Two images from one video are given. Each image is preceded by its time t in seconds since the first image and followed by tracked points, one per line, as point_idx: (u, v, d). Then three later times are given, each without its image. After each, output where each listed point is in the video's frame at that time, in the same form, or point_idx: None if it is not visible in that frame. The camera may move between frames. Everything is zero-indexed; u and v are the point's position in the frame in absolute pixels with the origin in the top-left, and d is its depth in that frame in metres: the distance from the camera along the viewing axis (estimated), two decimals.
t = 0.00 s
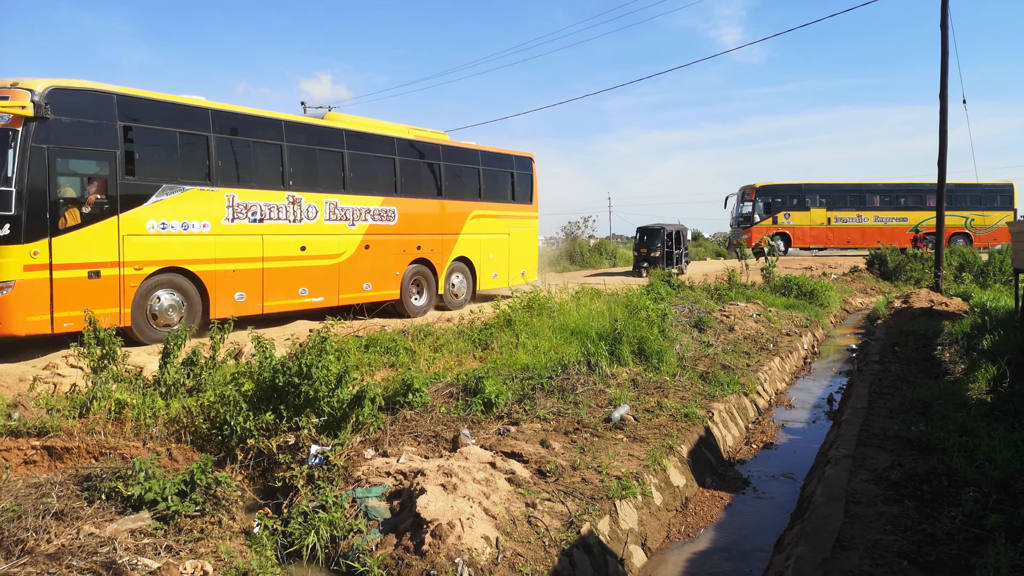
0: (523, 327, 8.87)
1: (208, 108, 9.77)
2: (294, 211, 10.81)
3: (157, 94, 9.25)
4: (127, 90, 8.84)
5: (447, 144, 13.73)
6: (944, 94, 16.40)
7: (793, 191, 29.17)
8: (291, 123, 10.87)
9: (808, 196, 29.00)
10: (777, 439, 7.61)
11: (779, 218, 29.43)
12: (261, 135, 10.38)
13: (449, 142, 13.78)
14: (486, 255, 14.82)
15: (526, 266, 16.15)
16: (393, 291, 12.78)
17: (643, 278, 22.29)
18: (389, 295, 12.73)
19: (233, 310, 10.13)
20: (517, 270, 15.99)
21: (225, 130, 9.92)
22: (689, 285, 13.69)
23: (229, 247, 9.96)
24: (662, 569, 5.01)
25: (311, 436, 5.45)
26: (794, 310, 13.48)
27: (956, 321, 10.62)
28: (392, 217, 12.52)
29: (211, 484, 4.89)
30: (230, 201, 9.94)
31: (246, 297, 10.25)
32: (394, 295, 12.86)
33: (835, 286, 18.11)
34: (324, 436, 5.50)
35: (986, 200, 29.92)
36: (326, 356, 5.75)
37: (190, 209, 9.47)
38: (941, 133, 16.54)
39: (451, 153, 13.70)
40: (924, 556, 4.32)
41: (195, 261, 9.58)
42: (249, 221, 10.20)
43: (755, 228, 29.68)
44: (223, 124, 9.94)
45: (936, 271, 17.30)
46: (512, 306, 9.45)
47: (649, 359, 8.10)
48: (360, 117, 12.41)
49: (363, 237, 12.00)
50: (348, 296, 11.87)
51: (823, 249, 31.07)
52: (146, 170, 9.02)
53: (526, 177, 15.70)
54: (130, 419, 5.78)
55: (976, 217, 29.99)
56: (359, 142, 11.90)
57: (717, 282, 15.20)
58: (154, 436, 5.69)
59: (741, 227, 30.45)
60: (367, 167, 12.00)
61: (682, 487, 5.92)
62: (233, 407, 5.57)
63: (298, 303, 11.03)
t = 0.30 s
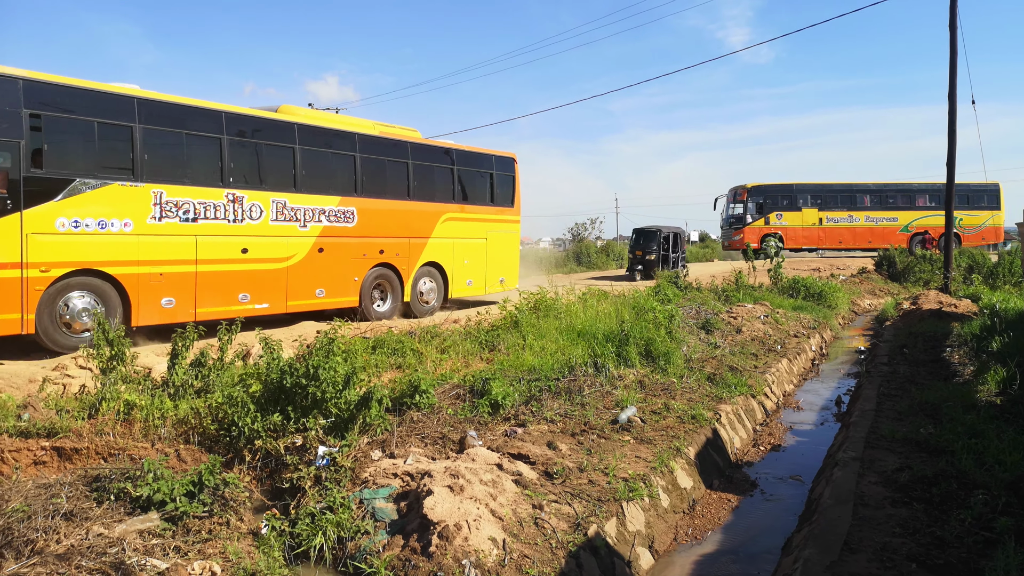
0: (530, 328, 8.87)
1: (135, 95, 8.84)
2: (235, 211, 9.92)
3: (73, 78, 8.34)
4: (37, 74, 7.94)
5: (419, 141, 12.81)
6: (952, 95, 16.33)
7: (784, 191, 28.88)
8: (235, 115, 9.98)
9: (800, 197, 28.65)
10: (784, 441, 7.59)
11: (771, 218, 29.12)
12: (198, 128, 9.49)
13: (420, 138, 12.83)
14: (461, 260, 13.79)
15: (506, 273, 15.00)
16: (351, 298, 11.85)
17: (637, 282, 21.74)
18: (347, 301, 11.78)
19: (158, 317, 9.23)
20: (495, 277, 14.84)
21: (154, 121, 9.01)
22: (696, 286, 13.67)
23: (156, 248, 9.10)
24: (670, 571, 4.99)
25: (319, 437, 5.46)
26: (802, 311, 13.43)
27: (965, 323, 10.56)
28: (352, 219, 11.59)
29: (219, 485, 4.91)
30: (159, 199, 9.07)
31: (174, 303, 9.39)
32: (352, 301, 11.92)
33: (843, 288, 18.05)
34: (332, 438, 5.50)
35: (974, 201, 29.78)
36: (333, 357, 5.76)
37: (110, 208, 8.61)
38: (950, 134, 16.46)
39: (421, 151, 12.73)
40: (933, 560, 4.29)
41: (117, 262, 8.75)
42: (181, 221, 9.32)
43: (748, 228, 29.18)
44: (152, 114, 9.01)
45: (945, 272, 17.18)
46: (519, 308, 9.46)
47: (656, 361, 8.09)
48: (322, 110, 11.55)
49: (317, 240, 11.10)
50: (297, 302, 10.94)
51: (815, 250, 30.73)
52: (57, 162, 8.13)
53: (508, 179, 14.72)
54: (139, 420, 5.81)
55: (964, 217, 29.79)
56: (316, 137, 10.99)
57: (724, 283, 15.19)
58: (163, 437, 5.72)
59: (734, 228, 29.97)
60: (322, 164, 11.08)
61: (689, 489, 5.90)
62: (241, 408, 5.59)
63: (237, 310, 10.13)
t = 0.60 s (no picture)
0: (537, 332, 8.86)
1: (38, 87, 8.01)
2: (161, 211, 9.12)
3: None
4: None
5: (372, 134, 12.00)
6: (960, 96, 16.26)
7: (776, 194, 27.87)
8: (158, 106, 9.12)
9: (792, 200, 27.77)
10: (793, 445, 7.56)
11: (762, 222, 27.94)
12: (115, 122, 8.66)
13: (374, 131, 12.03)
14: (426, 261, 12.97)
15: (480, 274, 14.07)
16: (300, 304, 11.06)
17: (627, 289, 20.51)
18: (296, 306, 11.01)
19: (71, 329, 8.38)
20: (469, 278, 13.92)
21: (62, 115, 8.19)
22: (704, 289, 13.64)
23: (69, 254, 8.28)
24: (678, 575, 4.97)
25: (327, 441, 5.47)
26: (810, 314, 13.37)
27: (974, 325, 10.50)
28: (300, 217, 10.80)
29: (228, 489, 4.92)
30: (70, 199, 8.25)
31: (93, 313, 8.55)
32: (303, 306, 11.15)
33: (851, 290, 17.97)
34: (340, 442, 5.51)
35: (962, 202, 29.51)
36: (341, 362, 5.79)
37: (12, 210, 7.81)
38: (958, 135, 16.39)
39: (375, 145, 11.91)
40: (943, 563, 4.26)
41: (22, 269, 7.94)
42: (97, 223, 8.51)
43: (739, 232, 27.99)
44: (60, 108, 8.19)
45: (954, 275, 17.06)
46: (526, 312, 9.46)
47: (663, 364, 8.08)
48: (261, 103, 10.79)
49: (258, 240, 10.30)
50: (237, 308, 10.15)
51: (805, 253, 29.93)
52: None
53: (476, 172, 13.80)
54: (149, 425, 5.85)
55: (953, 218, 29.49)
56: (253, 130, 10.25)
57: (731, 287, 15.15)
58: (172, 441, 5.75)
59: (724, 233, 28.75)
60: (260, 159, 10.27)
61: (697, 493, 5.88)
62: (250, 412, 5.61)
63: (168, 318, 9.36)
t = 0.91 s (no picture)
0: (535, 333, 8.85)
1: None
2: (63, 201, 8.03)
3: None
4: None
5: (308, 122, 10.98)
6: (959, 96, 16.27)
7: (760, 195, 27.05)
8: (55, 90, 8.00)
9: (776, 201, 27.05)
10: (791, 445, 7.57)
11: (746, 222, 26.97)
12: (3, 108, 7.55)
13: (311, 117, 11.09)
14: (375, 253, 12.11)
15: (440, 266, 13.36)
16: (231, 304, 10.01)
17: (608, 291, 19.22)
18: (227, 304, 9.96)
19: None
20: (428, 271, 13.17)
21: None
22: (702, 289, 13.65)
23: None
24: None
25: (325, 442, 5.46)
26: (808, 314, 13.38)
27: (972, 325, 10.51)
28: (229, 209, 9.80)
29: (226, 491, 4.92)
30: None
31: None
32: (235, 305, 10.09)
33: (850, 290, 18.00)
34: (338, 443, 5.50)
35: (938, 202, 29.31)
36: (339, 362, 5.79)
37: None
38: (956, 135, 16.41)
39: (311, 131, 10.98)
40: (941, 562, 4.26)
41: None
42: None
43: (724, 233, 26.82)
44: None
45: (952, 274, 17.06)
46: (524, 312, 9.46)
47: (662, 364, 8.08)
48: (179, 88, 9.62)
49: (180, 233, 9.24)
50: (156, 309, 9.06)
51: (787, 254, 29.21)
52: None
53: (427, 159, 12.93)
54: (147, 426, 5.84)
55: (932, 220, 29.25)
56: (168, 118, 9.14)
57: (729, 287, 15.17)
58: (170, 442, 5.75)
59: (707, 234, 27.68)
60: (176, 149, 9.19)
61: (696, 493, 5.88)
62: (248, 413, 5.61)
63: (73, 321, 8.22)
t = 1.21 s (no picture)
0: (537, 333, 8.85)
1: None
2: None
3: None
4: None
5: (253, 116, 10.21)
6: (961, 96, 16.25)
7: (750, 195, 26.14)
8: None
9: (766, 201, 26.27)
10: (793, 445, 7.56)
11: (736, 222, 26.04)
12: None
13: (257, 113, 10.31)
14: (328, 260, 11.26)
15: (402, 276, 12.42)
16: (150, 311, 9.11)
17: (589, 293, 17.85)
18: (150, 314, 9.12)
19: None
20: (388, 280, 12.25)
21: None
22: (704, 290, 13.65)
23: None
24: None
25: (327, 442, 5.46)
26: (810, 314, 13.36)
27: (975, 325, 10.50)
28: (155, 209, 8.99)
29: (228, 491, 4.93)
30: None
31: None
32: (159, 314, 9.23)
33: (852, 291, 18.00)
34: (340, 443, 5.50)
35: (920, 203, 29.24)
36: (341, 362, 5.80)
37: None
38: (958, 135, 16.39)
39: (255, 128, 10.21)
40: (943, 563, 4.25)
41: None
42: None
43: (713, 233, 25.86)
44: None
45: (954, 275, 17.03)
46: (527, 312, 9.47)
47: (664, 365, 8.08)
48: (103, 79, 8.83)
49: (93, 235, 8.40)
50: (64, 317, 8.23)
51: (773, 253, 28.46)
52: None
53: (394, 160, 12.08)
54: (149, 426, 5.86)
55: (913, 220, 29.15)
56: (87, 112, 8.39)
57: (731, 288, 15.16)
58: (173, 443, 5.77)
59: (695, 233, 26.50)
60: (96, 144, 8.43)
61: (698, 493, 5.88)
62: (250, 413, 5.62)
63: None
